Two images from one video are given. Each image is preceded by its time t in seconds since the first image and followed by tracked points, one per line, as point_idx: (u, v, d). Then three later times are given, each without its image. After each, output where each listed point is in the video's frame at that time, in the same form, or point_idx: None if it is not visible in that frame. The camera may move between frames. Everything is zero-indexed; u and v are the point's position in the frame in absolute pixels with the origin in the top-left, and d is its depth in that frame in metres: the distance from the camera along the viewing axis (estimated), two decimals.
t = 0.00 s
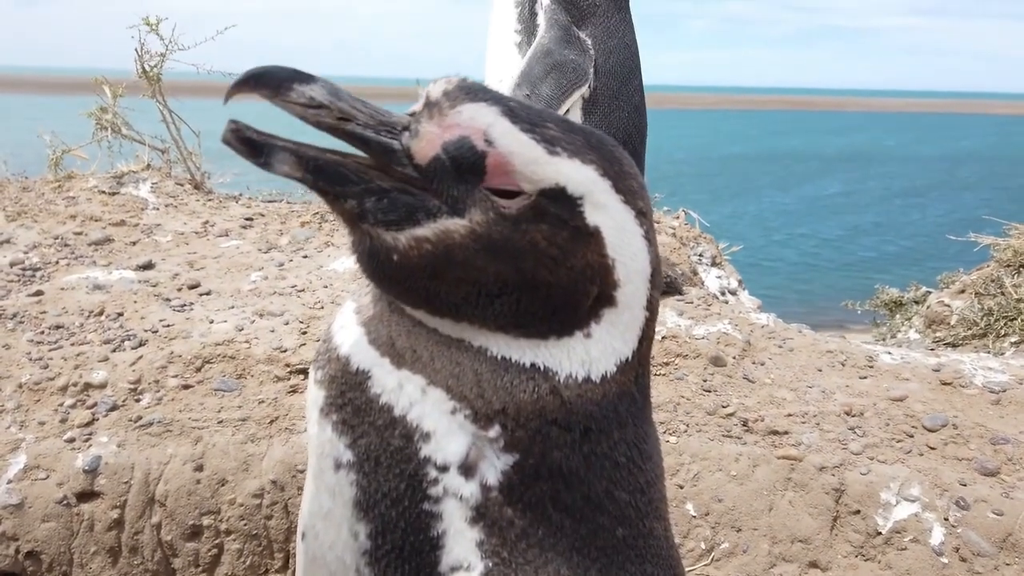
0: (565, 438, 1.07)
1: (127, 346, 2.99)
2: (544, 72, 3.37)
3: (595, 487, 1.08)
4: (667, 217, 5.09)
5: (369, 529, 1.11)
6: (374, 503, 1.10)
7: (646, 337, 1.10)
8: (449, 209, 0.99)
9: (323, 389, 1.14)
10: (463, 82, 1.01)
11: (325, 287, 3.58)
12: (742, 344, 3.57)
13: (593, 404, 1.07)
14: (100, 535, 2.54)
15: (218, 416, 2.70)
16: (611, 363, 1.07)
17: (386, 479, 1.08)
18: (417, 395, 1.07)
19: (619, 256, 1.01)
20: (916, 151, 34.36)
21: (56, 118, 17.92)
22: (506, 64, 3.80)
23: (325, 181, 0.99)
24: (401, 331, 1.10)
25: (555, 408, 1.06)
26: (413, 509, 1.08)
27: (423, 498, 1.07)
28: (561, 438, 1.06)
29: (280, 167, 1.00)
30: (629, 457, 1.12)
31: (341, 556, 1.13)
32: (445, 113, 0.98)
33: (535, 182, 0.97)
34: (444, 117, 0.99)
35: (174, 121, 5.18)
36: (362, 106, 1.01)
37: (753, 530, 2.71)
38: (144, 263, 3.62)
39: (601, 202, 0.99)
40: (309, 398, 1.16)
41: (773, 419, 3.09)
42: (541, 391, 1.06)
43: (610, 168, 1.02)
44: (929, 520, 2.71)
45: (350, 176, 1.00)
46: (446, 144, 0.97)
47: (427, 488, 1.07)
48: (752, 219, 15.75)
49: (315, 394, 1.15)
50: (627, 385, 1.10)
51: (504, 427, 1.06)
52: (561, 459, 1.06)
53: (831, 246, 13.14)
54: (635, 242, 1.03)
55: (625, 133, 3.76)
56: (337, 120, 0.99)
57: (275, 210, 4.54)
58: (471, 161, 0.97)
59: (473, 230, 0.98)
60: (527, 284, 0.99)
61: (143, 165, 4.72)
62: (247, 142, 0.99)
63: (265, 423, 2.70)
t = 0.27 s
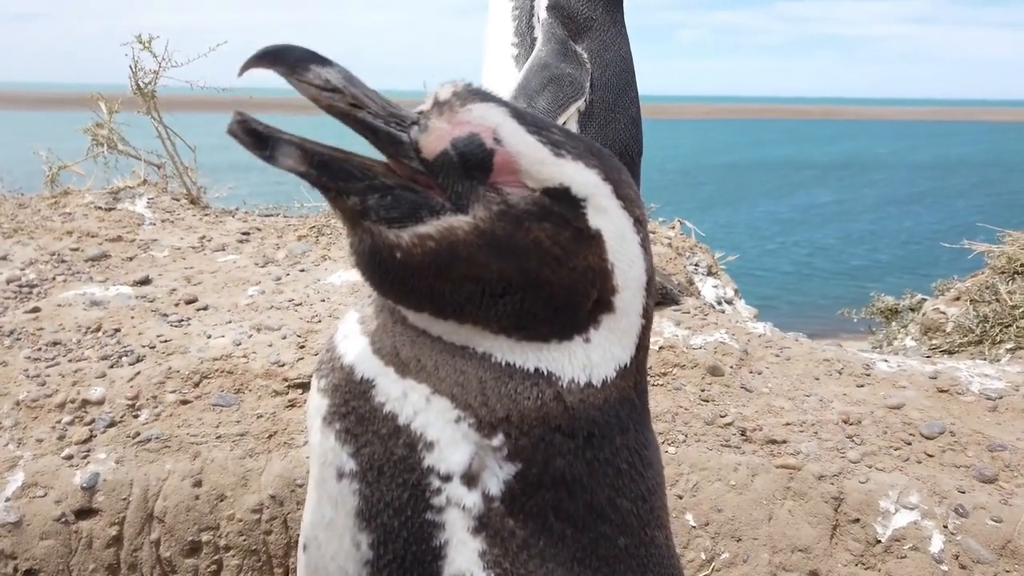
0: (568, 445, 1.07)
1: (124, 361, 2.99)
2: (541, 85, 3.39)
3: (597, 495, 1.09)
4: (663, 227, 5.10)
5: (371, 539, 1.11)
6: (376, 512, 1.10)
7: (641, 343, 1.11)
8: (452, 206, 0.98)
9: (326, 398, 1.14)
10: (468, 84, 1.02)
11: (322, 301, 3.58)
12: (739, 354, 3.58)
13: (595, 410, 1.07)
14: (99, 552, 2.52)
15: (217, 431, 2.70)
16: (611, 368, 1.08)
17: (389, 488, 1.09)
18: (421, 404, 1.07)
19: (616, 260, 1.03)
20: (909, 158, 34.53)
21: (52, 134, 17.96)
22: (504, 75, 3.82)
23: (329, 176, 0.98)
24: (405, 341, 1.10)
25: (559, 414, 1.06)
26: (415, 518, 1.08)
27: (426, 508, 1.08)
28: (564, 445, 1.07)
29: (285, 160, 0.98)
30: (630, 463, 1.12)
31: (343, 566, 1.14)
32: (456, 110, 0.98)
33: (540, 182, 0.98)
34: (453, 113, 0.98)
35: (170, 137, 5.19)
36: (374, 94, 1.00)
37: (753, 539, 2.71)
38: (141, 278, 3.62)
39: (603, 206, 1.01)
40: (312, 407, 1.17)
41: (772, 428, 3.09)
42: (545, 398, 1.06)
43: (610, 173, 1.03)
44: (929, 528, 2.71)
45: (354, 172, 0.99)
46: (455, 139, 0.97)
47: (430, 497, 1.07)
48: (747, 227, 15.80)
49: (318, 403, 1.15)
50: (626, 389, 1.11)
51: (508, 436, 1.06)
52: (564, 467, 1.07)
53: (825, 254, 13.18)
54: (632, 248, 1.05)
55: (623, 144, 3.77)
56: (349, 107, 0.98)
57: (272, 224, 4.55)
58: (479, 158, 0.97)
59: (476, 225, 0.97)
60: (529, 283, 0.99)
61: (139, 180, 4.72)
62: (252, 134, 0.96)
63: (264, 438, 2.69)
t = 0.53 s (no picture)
0: (573, 442, 1.10)
1: (121, 375, 2.98)
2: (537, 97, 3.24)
3: (599, 495, 1.12)
4: (659, 236, 5.12)
5: (371, 547, 1.13)
6: (376, 520, 1.12)
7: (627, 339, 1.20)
8: (490, 176, 1.03)
9: (324, 400, 1.13)
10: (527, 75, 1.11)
11: (319, 312, 3.57)
12: (737, 362, 3.58)
13: (596, 406, 1.12)
14: (96, 567, 2.51)
15: (214, 444, 2.68)
16: (605, 366, 1.14)
17: (390, 495, 1.10)
18: (426, 407, 1.08)
19: (616, 273, 1.12)
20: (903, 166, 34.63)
21: (48, 147, 17.99)
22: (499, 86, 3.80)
23: (373, 125, 0.98)
24: (408, 343, 1.10)
25: (563, 412, 1.09)
26: (416, 525, 1.10)
27: (428, 515, 1.09)
28: (569, 443, 1.10)
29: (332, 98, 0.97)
30: (630, 459, 1.16)
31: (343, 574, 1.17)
32: (509, 83, 1.06)
33: (573, 170, 1.07)
34: (506, 87, 1.06)
35: (166, 149, 5.19)
36: (434, 49, 1.06)
37: (753, 548, 2.70)
38: (137, 291, 3.62)
39: (617, 211, 1.12)
40: (306, 410, 1.16)
41: (770, 437, 3.09)
42: (550, 397, 1.09)
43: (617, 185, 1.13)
44: (928, 535, 2.70)
45: (397, 126, 1.00)
46: (506, 110, 1.04)
47: (432, 505, 1.09)
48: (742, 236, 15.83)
49: (313, 406, 1.15)
50: (621, 385, 1.17)
51: (512, 438, 1.08)
52: (569, 466, 1.10)
53: (821, 263, 13.20)
54: (629, 256, 1.15)
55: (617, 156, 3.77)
56: (413, 49, 1.03)
57: (269, 236, 4.55)
58: (528, 131, 1.04)
59: (511, 200, 1.01)
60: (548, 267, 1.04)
61: (135, 193, 4.72)
62: (307, 60, 0.96)
63: (261, 451, 2.67)
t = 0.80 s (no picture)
0: (564, 446, 1.18)
1: (116, 389, 2.98)
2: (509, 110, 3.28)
3: (590, 499, 1.20)
4: (655, 245, 5.13)
5: (367, 558, 1.21)
6: (372, 530, 1.20)
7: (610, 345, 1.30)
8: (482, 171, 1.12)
9: (317, 408, 1.22)
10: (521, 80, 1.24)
11: (315, 324, 3.57)
12: (733, 371, 3.60)
13: (585, 411, 1.21)
14: None
15: (210, 458, 2.67)
16: (590, 371, 1.23)
17: (384, 505, 1.18)
18: (420, 413, 1.16)
19: (600, 273, 1.22)
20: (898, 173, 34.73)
21: (45, 160, 17.96)
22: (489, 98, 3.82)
23: (364, 117, 1.06)
24: (400, 349, 1.20)
25: (554, 417, 1.18)
26: (411, 534, 1.18)
27: (422, 523, 1.17)
28: (560, 448, 1.18)
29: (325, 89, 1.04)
30: (620, 463, 1.25)
31: None
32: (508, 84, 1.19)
33: (561, 170, 1.19)
34: (505, 87, 1.19)
35: (161, 161, 5.19)
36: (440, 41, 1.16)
37: (751, 558, 2.70)
38: (133, 304, 3.62)
39: (602, 213, 1.24)
40: (298, 418, 1.24)
41: (767, 446, 3.09)
42: (541, 401, 1.18)
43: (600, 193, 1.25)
44: (925, 544, 2.70)
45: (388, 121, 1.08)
46: (503, 106, 1.15)
47: (426, 513, 1.16)
48: (738, 244, 15.85)
49: (306, 413, 1.23)
50: (608, 391, 1.27)
51: (504, 445, 1.16)
52: (562, 471, 1.18)
53: (816, 270, 13.22)
54: (612, 263, 1.26)
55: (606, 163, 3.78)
56: (422, 33, 1.13)
57: (264, 247, 4.55)
58: (523, 126, 1.16)
59: (500, 193, 1.11)
60: (535, 262, 1.13)
61: (130, 205, 4.72)
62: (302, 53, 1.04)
63: (257, 463, 2.65)
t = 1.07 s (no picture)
0: (545, 469, 1.24)
1: (109, 408, 2.96)
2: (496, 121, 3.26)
3: (575, 519, 1.26)
4: (651, 259, 5.13)
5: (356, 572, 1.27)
6: (360, 546, 1.25)
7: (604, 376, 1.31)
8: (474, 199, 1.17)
9: (303, 426, 1.28)
10: (528, 109, 1.26)
11: (310, 341, 3.55)
12: (730, 387, 3.60)
13: (566, 435, 1.25)
14: None
15: (203, 477, 2.65)
16: (576, 399, 1.26)
17: (370, 523, 1.23)
18: (398, 430, 1.20)
19: (588, 308, 1.23)
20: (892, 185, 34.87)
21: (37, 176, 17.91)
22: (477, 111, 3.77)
23: (363, 127, 1.10)
24: (384, 359, 1.24)
25: (534, 439, 1.23)
26: (397, 550, 1.23)
27: (407, 540, 1.22)
28: (541, 469, 1.23)
29: (327, 98, 1.09)
30: (605, 485, 1.31)
31: None
32: (504, 112, 1.21)
33: (553, 202, 1.20)
34: (502, 115, 1.21)
35: (155, 178, 5.19)
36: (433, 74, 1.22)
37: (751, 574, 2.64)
38: (126, 321, 3.60)
39: (596, 252, 1.24)
40: (288, 435, 1.30)
41: (765, 461, 3.07)
42: (519, 424, 1.22)
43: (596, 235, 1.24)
44: (926, 559, 2.67)
45: (385, 132, 1.12)
46: (496, 137, 1.18)
47: (410, 530, 1.22)
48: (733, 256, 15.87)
49: (295, 431, 1.29)
50: (596, 418, 1.30)
51: (483, 465, 1.21)
52: (544, 490, 1.24)
53: (811, 283, 13.24)
54: (607, 296, 1.26)
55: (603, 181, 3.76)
56: (408, 70, 1.19)
57: (259, 264, 4.53)
58: (514, 158, 1.18)
59: (483, 222, 1.15)
60: (510, 290, 1.16)
61: (124, 222, 4.71)
62: (306, 62, 1.09)
63: (251, 483, 2.64)
